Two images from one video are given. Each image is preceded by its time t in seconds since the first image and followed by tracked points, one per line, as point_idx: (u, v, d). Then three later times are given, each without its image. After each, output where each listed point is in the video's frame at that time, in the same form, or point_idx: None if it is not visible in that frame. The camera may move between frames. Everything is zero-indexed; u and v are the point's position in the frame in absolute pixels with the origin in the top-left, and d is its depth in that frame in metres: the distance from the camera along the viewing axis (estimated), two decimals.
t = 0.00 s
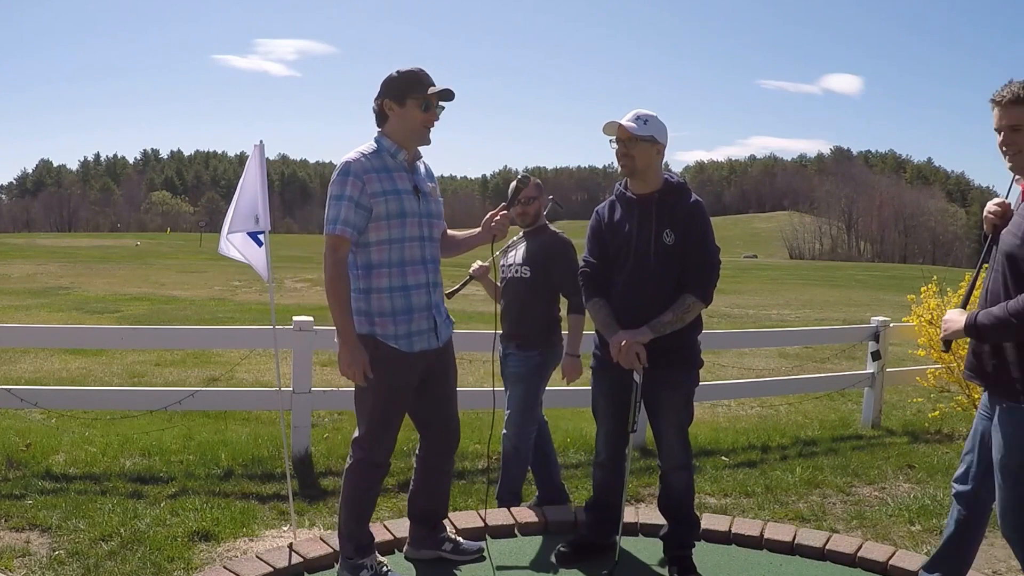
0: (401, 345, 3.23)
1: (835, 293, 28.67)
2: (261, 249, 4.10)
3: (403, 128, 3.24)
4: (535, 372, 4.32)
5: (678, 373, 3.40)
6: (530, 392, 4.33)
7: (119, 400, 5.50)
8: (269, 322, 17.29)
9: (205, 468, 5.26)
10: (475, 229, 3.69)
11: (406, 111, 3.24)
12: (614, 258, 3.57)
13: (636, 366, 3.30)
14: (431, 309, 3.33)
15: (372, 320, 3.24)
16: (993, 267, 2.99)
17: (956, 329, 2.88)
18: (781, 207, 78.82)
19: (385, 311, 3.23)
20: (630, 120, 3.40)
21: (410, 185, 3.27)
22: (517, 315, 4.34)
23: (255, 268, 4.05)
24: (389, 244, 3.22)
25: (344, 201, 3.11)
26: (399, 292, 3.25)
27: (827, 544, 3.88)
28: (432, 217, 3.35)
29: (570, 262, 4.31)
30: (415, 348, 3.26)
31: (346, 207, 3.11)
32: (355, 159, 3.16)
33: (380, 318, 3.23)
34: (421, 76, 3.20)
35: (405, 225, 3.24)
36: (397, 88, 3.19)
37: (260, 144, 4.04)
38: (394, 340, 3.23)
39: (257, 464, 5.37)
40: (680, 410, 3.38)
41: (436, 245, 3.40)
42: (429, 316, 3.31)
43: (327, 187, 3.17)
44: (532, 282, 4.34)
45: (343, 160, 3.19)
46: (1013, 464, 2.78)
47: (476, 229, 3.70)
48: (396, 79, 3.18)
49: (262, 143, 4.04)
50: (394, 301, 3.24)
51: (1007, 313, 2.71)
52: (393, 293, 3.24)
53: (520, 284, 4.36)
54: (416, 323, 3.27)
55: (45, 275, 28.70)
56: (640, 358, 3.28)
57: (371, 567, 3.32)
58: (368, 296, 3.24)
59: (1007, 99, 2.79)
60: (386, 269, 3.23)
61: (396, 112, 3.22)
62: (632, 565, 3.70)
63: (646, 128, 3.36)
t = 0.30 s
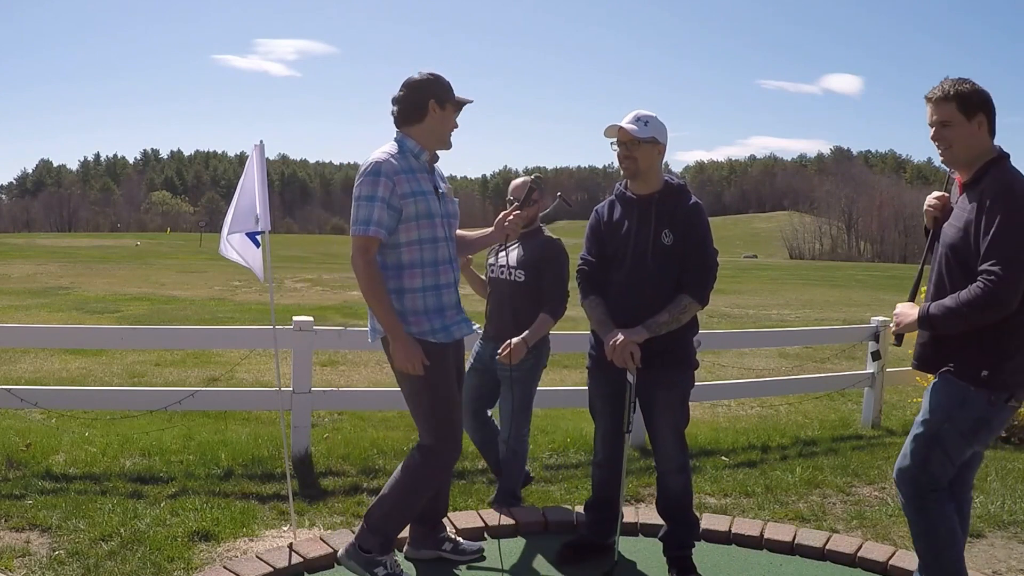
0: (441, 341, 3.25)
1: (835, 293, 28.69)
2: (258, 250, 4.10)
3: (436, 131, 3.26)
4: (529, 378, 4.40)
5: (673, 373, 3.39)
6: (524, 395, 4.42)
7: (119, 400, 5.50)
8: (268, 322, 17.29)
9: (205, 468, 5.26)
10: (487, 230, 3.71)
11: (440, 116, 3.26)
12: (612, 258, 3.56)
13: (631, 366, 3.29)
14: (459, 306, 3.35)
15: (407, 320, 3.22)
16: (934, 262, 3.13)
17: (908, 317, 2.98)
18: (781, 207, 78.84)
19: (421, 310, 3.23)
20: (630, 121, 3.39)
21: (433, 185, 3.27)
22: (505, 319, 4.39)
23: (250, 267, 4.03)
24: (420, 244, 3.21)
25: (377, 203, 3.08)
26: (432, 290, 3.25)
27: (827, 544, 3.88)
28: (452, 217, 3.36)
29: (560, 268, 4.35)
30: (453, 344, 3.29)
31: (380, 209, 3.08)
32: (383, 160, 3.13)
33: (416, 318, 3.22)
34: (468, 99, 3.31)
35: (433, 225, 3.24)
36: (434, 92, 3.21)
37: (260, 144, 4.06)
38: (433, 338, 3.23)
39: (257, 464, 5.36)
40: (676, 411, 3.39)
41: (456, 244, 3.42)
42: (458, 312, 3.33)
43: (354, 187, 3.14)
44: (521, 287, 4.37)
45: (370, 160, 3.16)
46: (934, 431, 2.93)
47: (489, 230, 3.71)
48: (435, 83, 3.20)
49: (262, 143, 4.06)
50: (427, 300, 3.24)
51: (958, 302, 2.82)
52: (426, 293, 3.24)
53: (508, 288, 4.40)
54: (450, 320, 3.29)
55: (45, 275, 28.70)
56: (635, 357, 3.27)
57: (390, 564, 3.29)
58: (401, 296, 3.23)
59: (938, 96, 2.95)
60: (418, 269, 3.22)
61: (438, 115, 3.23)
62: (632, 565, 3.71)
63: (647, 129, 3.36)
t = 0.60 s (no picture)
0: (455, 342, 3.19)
1: (835, 293, 28.69)
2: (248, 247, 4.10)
3: (424, 128, 3.22)
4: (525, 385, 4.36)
5: (671, 374, 3.39)
6: (520, 398, 4.37)
7: (119, 400, 5.50)
8: (269, 322, 17.28)
9: (205, 468, 5.26)
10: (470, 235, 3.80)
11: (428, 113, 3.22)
12: (611, 258, 3.57)
13: (625, 365, 3.29)
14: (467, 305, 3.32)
15: (427, 320, 3.14)
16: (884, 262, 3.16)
17: (854, 316, 3.04)
18: (781, 207, 78.85)
19: (441, 309, 3.17)
20: (628, 125, 3.39)
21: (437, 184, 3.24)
22: (498, 321, 4.33)
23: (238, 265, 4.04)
24: (435, 241, 3.16)
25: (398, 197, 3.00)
26: (449, 288, 3.20)
27: (827, 544, 3.88)
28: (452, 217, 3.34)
29: (558, 267, 4.36)
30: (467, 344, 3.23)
31: (402, 202, 3.00)
32: (397, 155, 3.06)
33: (435, 317, 3.15)
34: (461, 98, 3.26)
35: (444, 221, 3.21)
36: (420, 90, 3.19)
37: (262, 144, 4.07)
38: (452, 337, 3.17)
39: (257, 464, 5.36)
40: (673, 412, 3.39)
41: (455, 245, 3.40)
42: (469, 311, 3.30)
43: (367, 181, 3.02)
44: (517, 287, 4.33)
45: (382, 154, 3.06)
46: (872, 427, 3.00)
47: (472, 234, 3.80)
48: (419, 79, 3.19)
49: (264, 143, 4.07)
50: (446, 297, 3.18)
51: (900, 306, 2.86)
52: (444, 291, 3.18)
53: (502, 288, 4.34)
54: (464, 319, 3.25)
55: (45, 275, 28.69)
56: (629, 357, 3.27)
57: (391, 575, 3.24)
58: (421, 295, 3.14)
59: (894, 100, 2.96)
60: (435, 266, 3.16)
61: (421, 113, 3.20)
62: (633, 565, 3.71)
63: (645, 132, 3.35)
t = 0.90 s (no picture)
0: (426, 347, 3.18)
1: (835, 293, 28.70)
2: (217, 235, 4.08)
3: (405, 120, 3.22)
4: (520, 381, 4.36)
5: (669, 375, 3.38)
6: (515, 397, 4.35)
7: (119, 400, 5.50)
8: (269, 322, 17.28)
9: (205, 468, 5.26)
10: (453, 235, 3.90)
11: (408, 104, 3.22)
12: (611, 257, 3.58)
13: (623, 365, 3.30)
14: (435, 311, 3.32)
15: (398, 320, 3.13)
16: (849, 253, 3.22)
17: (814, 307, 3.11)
18: (781, 207, 78.86)
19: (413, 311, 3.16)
20: (625, 127, 3.38)
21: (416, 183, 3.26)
22: (490, 321, 4.29)
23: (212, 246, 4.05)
24: (413, 241, 3.16)
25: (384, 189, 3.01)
26: (422, 291, 3.20)
27: (827, 544, 3.88)
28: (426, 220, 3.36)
29: (542, 261, 4.45)
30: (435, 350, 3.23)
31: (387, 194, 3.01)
32: (384, 148, 3.07)
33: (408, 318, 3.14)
34: (440, 86, 3.25)
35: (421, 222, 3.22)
36: (400, 82, 3.18)
37: (260, 144, 4.07)
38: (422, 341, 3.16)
39: (257, 464, 5.36)
40: (672, 413, 3.39)
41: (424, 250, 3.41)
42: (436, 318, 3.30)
43: (350, 172, 3.01)
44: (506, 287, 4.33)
45: (366, 146, 3.07)
46: (853, 429, 3.01)
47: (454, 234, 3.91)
48: (400, 71, 3.18)
49: (262, 144, 4.08)
50: (419, 300, 3.18)
51: (855, 297, 2.91)
52: (418, 293, 3.18)
53: (491, 288, 4.32)
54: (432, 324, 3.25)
55: (45, 275, 28.68)
56: (626, 357, 3.28)
57: None
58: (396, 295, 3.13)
59: (853, 93, 3.00)
60: (411, 266, 3.16)
61: (398, 108, 3.20)
62: (632, 565, 3.71)
63: (643, 133, 3.35)
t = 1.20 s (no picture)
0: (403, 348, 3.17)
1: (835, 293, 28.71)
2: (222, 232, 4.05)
3: (396, 120, 3.22)
4: (521, 368, 4.35)
5: (669, 375, 3.38)
6: (513, 391, 4.32)
7: (119, 400, 5.50)
8: (269, 322, 17.28)
9: (206, 468, 5.26)
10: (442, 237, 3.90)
11: (401, 103, 3.22)
12: (611, 257, 3.58)
13: (622, 365, 3.32)
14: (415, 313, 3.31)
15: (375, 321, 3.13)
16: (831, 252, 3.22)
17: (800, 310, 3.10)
18: (781, 207, 78.88)
19: (389, 312, 3.15)
20: (630, 126, 3.37)
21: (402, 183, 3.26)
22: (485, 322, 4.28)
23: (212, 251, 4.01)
24: (393, 242, 3.16)
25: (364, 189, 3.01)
26: (401, 292, 3.20)
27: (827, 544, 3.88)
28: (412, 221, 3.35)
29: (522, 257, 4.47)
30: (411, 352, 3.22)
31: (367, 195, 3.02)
32: (369, 147, 3.08)
33: (385, 319, 3.14)
34: (432, 85, 3.24)
35: (404, 222, 3.22)
36: (393, 81, 3.17)
37: (261, 145, 4.08)
38: (399, 343, 3.15)
39: (257, 464, 5.36)
40: (673, 412, 3.39)
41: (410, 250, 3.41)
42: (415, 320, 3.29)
43: (334, 170, 3.03)
44: (499, 288, 4.33)
45: (351, 144, 3.07)
46: (850, 430, 3.01)
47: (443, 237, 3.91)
48: (393, 70, 3.17)
49: (263, 145, 4.08)
50: (397, 301, 3.17)
51: (843, 298, 2.91)
52: (396, 294, 3.18)
53: (485, 289, 4.30)
54: (410, 326, 3.24)
55: (45, 275, 28.67)
56: (626, 357, 3.28)
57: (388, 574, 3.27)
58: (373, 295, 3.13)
59: (840, 95, 2.98)
60: (391, 267, 3.16)
61: (392, 106, 3.20)
62: (632, 565, 3.71)
63: (649, 132, 3.35)
